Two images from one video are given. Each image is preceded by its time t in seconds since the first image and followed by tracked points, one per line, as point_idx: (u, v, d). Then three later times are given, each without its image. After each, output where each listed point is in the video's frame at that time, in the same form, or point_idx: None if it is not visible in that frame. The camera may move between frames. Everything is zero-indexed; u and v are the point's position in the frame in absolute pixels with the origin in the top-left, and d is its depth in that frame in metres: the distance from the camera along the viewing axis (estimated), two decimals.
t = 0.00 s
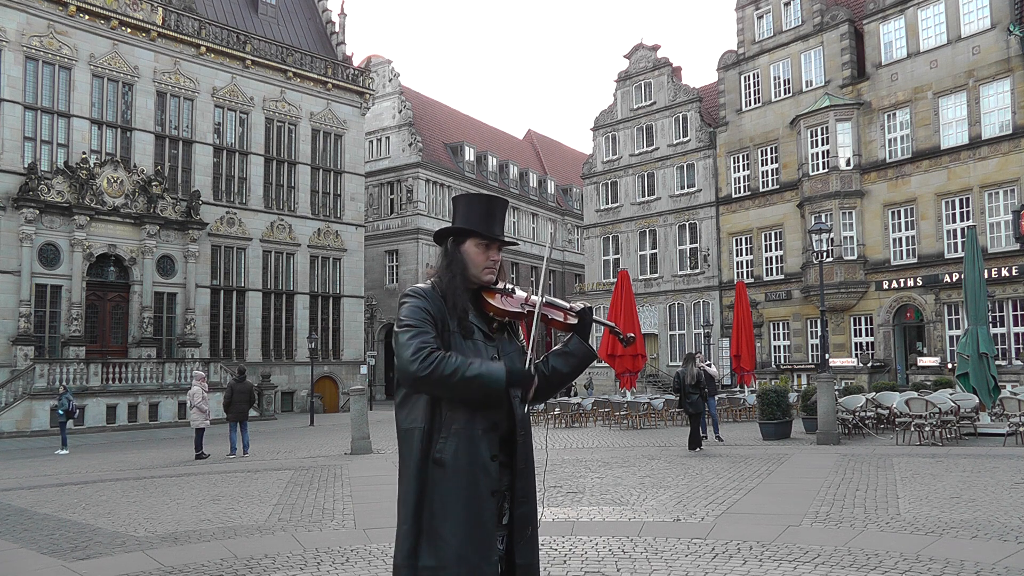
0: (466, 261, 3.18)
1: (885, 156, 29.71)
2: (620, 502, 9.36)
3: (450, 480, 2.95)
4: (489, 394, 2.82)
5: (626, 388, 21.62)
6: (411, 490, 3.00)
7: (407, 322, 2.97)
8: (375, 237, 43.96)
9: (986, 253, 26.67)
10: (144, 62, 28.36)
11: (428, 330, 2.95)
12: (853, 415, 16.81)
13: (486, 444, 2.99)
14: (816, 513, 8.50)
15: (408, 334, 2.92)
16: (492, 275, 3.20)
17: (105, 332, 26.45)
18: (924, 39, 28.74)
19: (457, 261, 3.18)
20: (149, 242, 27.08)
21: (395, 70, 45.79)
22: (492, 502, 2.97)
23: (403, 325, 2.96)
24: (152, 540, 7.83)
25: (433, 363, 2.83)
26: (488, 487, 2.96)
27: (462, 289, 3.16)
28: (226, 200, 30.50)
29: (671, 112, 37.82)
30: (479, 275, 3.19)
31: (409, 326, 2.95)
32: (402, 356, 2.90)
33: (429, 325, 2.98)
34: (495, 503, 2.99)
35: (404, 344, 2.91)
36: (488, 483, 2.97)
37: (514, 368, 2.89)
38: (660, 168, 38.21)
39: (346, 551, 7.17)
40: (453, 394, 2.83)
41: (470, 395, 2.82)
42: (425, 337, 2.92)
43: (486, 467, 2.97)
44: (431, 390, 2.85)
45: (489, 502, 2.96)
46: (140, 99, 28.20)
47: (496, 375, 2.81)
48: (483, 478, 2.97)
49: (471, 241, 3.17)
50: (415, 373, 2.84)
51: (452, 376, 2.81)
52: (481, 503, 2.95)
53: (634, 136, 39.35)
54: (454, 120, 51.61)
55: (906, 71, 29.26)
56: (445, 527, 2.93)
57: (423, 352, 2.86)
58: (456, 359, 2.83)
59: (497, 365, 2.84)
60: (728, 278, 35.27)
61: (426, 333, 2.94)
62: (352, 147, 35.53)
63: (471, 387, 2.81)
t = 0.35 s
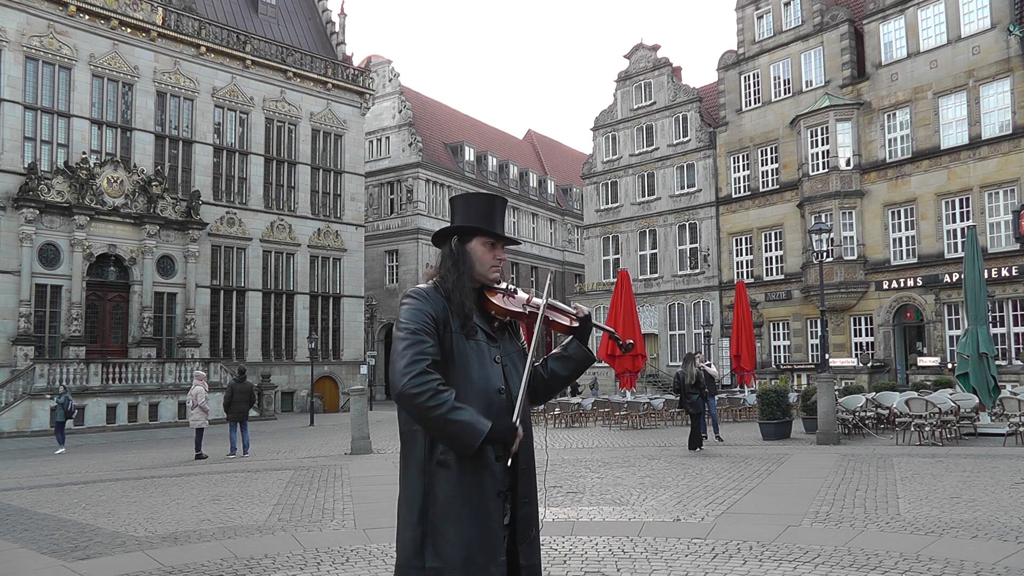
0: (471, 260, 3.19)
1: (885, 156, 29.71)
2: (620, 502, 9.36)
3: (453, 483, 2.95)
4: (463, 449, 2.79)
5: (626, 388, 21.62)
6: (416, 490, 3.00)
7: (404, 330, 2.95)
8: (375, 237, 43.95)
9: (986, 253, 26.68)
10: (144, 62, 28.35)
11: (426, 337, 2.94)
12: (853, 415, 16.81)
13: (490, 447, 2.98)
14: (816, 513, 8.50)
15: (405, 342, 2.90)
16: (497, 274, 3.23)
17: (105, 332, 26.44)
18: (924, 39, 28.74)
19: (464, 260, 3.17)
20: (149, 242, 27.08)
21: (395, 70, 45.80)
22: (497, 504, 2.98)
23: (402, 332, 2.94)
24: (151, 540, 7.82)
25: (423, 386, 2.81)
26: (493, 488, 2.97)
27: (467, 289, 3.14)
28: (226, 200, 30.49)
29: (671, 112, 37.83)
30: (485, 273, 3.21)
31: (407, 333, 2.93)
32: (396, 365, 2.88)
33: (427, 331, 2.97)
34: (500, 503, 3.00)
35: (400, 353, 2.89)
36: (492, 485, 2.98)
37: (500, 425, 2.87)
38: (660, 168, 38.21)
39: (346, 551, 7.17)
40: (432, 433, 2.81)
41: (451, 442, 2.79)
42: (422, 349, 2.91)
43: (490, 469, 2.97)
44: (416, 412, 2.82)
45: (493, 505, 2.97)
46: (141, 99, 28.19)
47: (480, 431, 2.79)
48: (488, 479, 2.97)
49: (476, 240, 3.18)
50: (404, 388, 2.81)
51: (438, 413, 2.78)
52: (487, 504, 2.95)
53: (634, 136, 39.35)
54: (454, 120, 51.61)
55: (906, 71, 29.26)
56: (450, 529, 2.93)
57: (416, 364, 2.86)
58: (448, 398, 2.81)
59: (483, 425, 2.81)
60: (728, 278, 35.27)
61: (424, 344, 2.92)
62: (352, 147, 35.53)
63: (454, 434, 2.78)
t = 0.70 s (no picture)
0: (472, 260, 3.18)
1: (885, 156, 29.71)
2: (620, 502, 9.36)
3: (452, 478, 2.96)
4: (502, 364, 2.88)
5: (626, 388, 21.63)
6: (417, 486, 3.01)
7: (412, 322, 2.97)
8: (375, 237, 43.96)
9: (986, 253, 26.68)
10: (144, 62, 28.36)
11: (436, 327, 2.96)
12: (853, 415, 16.81)
13: (489, 442, 3.00)
14: (816, 513, 8.50)
15: (417, 333, 2.93)
16: (497, 274, 3.23)
17: (105, 332, 26.43)
18: (924, 39, 28.75)
19: (462, 262, 3.17)
20: (149, 242, 27.07)
21: (395, 70, 45.80)
22: (496, 502, 2.97)
23: (409, 325, 2.96)
24: (151, 540, 7.82)
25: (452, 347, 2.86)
26: (492, 485, 2.97)
27: (468, 289, 3.16)
28: (226, 200, 30.50)
29: (671, 112, 37.82)
30: (484, 274, 3.21)
31: (416, 325, 2.95)
32: (415, 356, 2.90)
33: (434, 322, 2.99)
34: (498, 500, 2.99)
35: (419, 343, 2.91)
36: (491, 481, 2.98)
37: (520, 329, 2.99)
38: (660, 168, 38.21)
39: (346, 550, 7.18)
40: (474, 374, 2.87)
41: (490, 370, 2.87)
42: (436, 335, 2.93)
43: (489, 464, 2.98)
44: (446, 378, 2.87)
45: (492, 500, 2.96)
46: (141, 99, 28.19)
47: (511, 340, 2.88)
48: (486, 476, 2.97)
49: (476, 242, 3.18)
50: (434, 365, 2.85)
51: (474, 357, 2.85)
52: (486, 500, 2.95)
53: (634, 136, 39.34)
54: (454, 120, 51.60)
55: (906, 72, 29.26)
56: (451, 525, 2.93)
57: (441, 346, 2.88)
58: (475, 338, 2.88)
59: (510, 332, 2.91)
60: (728, 278, 35.27)
61: (436, 330, 2.95)
62: (352, 147, 35.53)
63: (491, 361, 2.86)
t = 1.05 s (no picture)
0: (473, 261, 3.18)
1: (885, 156, 29.72)
2: (620, 502, 9.36)
3: (454, 482, 2.95)
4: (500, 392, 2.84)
5: (626, 389, 21.63)
6: (419, 491, 3.00)
7: (411, 324, 2.96)
8: (375, 237, 43.96)
9: (986, 253, 26.68)
10: (144, 62, 28.36)
11: (435, 330, 2.96)
12: (853, 415, 16.81)
13: (491, 445, 2.99)
14: (816, 513, 8.50)
15: (416, 336, 2.92)
16: (497, 275, 3.23)
17: (105, 332, 26.43)
18: (924, 39, 28.75)
19: (464, 261, 3.17)
20: (149, 242, 27.08)
21: (395, 70, 45.81)
22: (497, 504, 2.98)
23: (408, 327, 2.96)
24: (152, 540, 7.82)
25: (448, 360, 2.83)
26: (493, 487, 2.97)
27: (470, 290, 3.16)
28: (226, 200, 30.50)
29: (671, 112, 37.83)
30: (486, 274, 3.20)
31: (415, 328, 2.95)
32: (411, 360, 2.89)
33: (434, 325, 2.99)
34: (500, 502, 3.00)
35: (414, 346, 2.91)
36: (493, 484, 2.98)
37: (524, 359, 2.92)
38: (660, 168, 38.21)
39: (346, 551, 7.17)
40: (470, 391, 2.84)
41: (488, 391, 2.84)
42: (434, 338, 2.92)
43: (491, 467, 2.98)
44: (442, 390, 2.85)
45: (493, 503, 2.96)
46: (141, 99, 28.20)
47: (511, 368, 2.84)
48: (487, 478, 2.97)
49: (477, 242, 3.18)
50: (429, 374, 2.84)
51: (469, 374, 2.82)
52: (488, 503, 2.96)
53: (634, 136, 39.35)
54: (454, 120, 51.59)
55: (906, 72, 29.26)
56: (453, 528, 2.93)
57: (436, 353, 2.86)
58: (471, 357, 2.84)
59: (510, 360, 2.87)
60: (728, 278, 35.27)
61: (434, 334, 2.94)
62: (353, 147, 35.54)
63: (486, 381, 2.82)
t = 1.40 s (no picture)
0: (473, 261, 3.18)
1: (885, 156, 29.72)
2: (620, 502, 9.36)
3: (453, 482, 2.95)
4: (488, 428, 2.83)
5: (626, 389, 21.63)
6: (417, 492, 3.00)
7: (409, 326, 2.96)
8: (375, 237, 43.96)
9: (986, 253, 26.68)
10: (144, 62, 28.36)
11: (430, 335, 2.95)
12: (853, 415, 16.80)
13: (492, 448, 2.99)
14: (816, 513, 8.50)
15: (411, 340, 2.92)
16: (498, 275, 3.23)
17: (105, 332, 26.43)
18: (924, 39, 28.75)
19: (464, 261, 3.17)
20: (149, 242, 27.07)
21: (395, 70, 45.81)
22: (497, 505, 2.98)
23: (405, 329, 2.95)
24: (152, 540, 7.82)
25: (437, 375, 2.82)
26: (493, 488, 2.97)
27: (470, 290, 3.14)
28: (226, 200, 30.50)
29: (671, 112, 37.83)
30: (486, 275, 3.21)
31: (410, 330, 2.95)
32: (403, 363, 2.90)
33: (431, 329, 2.98)
34: (500, 503, 3.00)
35: (407, 350, 2.91)
36: (494, 484, 2.98)
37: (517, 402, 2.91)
38: (660, 168, 38.22)
39: (346, 551, 7.17)
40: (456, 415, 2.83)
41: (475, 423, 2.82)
42: (427, 345, 2.92)
43: (491, 467, 2.98)
44: (432, 403, 2.84)
45: (493, 504, 2.97)
46: (141, 99, 28.19)
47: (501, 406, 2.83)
48: (488, 479, 2.97)
49: (477, 242, 3.18)
50: (419, 383, 2.83)
51: (458, 397, 2.81)
52: (488, 503, 2.96)
53: (634, 136, 39.35)
54: (454, 120, 51.59)
55: (906, 72, 29.27)
56: (452, 530, 2.93)
57: (426, 360, 2.86)
58: (462, 380, 2.83)
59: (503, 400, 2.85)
60: (728, 278, 35.27)
61: (429, 340, 2.93)
62: (353, 147, 35.55)
63: (477, 414, 2.81)
